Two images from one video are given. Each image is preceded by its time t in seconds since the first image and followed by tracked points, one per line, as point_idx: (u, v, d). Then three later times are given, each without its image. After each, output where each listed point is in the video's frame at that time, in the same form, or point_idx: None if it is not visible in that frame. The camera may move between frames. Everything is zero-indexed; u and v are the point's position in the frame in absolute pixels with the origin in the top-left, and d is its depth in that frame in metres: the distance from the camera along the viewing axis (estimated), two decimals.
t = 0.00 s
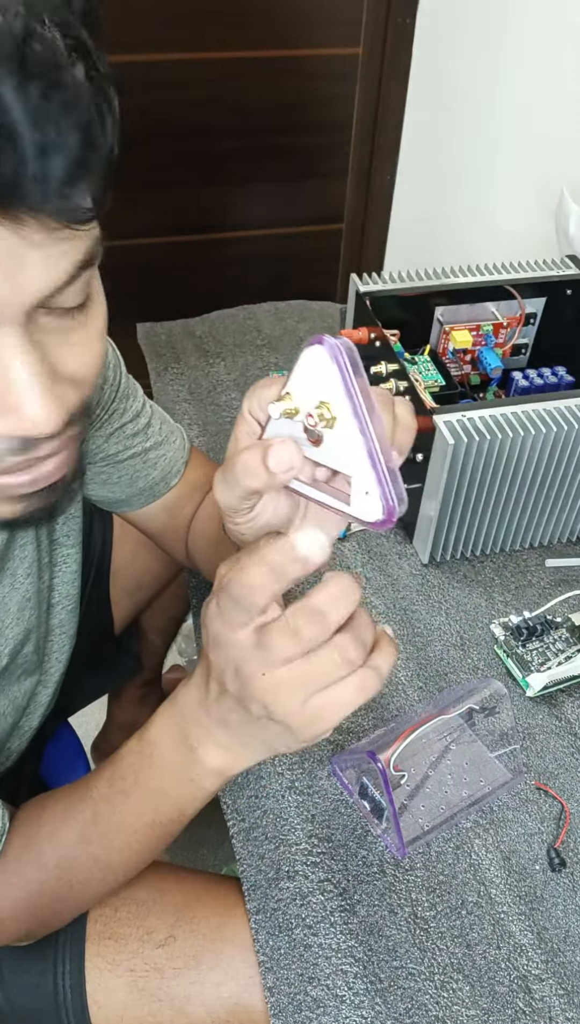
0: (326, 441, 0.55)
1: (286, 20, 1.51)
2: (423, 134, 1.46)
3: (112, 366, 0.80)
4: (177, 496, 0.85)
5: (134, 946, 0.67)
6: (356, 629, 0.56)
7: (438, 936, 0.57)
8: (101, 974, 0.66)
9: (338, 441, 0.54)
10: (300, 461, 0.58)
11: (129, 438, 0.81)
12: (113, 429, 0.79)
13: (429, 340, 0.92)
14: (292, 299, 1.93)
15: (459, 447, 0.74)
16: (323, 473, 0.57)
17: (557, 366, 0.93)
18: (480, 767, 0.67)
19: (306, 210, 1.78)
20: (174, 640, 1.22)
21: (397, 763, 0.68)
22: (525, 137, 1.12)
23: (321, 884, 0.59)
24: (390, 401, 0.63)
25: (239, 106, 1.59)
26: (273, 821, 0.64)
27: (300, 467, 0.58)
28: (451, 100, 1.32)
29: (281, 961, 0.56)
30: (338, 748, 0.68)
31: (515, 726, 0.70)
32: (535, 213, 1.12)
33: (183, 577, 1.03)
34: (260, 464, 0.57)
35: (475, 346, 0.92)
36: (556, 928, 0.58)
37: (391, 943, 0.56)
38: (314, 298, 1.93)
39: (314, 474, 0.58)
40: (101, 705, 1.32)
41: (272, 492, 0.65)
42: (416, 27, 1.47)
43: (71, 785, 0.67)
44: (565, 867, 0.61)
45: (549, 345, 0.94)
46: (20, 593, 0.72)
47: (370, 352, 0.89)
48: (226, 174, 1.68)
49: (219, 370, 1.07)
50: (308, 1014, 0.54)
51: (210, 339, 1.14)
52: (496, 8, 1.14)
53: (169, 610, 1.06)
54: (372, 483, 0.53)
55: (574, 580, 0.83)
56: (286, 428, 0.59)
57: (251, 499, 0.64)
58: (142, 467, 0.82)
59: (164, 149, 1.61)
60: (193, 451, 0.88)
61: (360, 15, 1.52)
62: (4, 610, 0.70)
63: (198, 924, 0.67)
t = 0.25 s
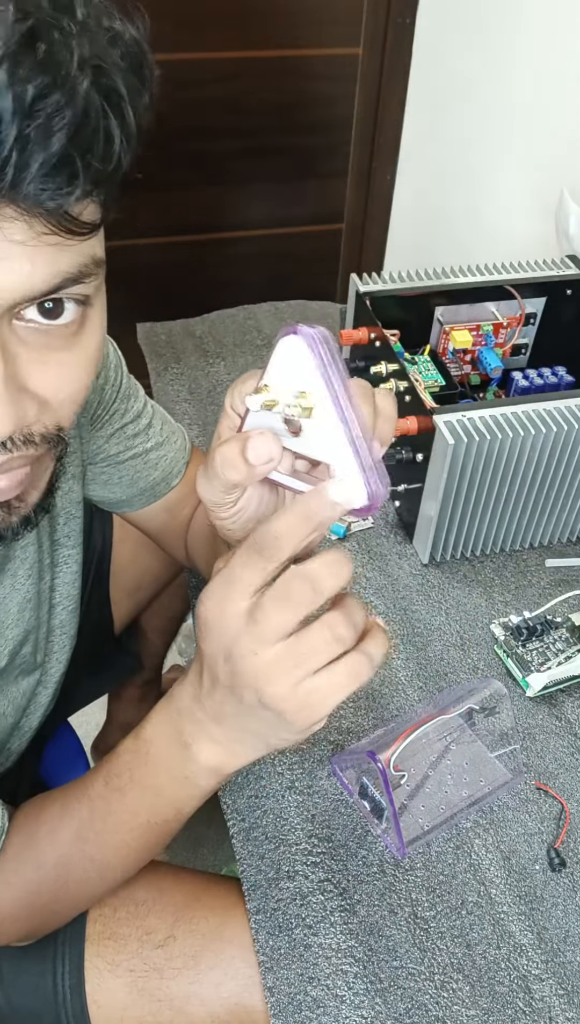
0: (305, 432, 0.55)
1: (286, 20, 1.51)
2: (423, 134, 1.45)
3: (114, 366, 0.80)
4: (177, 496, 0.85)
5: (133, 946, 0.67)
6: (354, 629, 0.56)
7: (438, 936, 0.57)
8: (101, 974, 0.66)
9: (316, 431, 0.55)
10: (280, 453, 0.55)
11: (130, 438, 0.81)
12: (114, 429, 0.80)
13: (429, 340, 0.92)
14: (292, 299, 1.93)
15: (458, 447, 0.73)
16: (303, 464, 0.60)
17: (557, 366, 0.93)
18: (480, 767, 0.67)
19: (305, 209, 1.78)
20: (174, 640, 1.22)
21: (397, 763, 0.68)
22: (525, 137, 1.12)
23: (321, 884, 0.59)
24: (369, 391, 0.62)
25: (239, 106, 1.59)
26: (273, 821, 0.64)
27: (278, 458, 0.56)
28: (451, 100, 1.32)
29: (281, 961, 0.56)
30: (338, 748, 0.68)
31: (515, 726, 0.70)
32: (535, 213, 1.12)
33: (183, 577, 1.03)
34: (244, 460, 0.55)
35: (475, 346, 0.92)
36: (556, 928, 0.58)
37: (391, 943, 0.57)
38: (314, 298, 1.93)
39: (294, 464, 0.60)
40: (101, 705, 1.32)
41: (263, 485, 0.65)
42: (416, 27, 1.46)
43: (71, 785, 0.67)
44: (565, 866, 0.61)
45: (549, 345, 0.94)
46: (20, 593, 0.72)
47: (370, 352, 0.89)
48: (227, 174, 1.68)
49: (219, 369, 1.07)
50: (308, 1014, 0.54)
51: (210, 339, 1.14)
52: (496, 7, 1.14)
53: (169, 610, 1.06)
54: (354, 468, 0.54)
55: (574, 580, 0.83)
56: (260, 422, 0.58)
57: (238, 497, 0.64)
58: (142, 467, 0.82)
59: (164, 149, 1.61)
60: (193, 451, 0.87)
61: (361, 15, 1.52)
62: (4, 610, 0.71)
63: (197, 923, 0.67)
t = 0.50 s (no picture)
0: (304, 433, 0.57)
1: (286, 20, 1.51)
2: (423, 134, 1.45)
3: (114, 366, 0.80)
4: (177, 496, 0.85)
5: (134, 946, 0.67)
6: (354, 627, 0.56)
7: (438, 936, 0.57)
8: (101, 973, 0.66)
9: (315, 431, 0.56)
10: (276, 454, 0.56)
11: (131, 438, 0.81)
12: (116, 429, 0.80)
13: (429, 340, 0.92)
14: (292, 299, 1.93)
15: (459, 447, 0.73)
16: (299, 465, 0.61)
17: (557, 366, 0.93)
18: (480, 767, 0.67)
19: (305, 209, 1.78)
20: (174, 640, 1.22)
21: (397, 763, 0.68)
22: (525, 137, 1.12)
23: (321, 884, 0.60)
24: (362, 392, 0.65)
25: (239, 106, 1.59)
26: (273, 821, 0.64)
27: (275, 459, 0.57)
28: (451, 100, 1.32)
29: (281, 961, 0.56)
30: (338, 748, 0.68)
31: (515, 726, 0.70)
32: (535, 212, 1.12)
33: (183, 577, 1.03)
34: (240, 461, 0.56)
35: (475, 346, 0.92)
36: (556, 928, 0.58)
37: (391, 943, 0.57)
38: (314, 298, 1.93)
39: (290, 464, 0.61)
40: (101, 704, 1.32)
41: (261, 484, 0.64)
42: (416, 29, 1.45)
43: (72, 785, 0.67)
44: (565, 867, 0.61)
45: (549, 345, 0.94)
46: (22, 592, 0.72)
47: (370, 352, 0.89)
48: (227, 174, 1.68)
49: (220, 369, 1.07)
50: (308, 1014, 0.54)
51: (210, 339, 1.14)
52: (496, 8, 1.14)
53: (169, 610, 1.06)
54: (353, 469, 0.55)
55: (574, 580, 0.83)
56: (262, 426, 0.60)
57: (236, 498, 0.64)
58: (144, 468, 0.82)
59: (164, 149, 1.61)
60: (193, 451, 0.87)
61: (360, 15, 1.52)
62: (7, 610, 0.71)
63: (198, 923, 0.67)
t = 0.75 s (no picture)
0: (297, 434, 0.57)
1: (285, 20, 1.51)
2: (423, 134, 1.45)
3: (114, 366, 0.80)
4: (177, 496, 0.85)
5: (134, 946, 0.67)
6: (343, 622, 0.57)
7: (438, 936, 0.57)
8: (101, 973, 0.66)
9: (308, 434, 0.56)
10: (273, 454, 0.57)
11: (131, 438, 0.81)
12: (119, 428, 0.80)
13: (429, 340, 0.92)
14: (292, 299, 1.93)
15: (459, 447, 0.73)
16: (299, 466, 0.60)
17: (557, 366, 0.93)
18: (480, 767, 0.67)
19: (306, 209, 1.78)
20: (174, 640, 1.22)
21: (397, 763, 0.68)
22: (525, 137, 1.12)
23: (322, 884, 0.59)
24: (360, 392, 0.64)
25: (240, 106, 1.60)
26: (273, 821, 0.64)
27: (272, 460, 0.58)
28: (451, 100, 1.32)
29: (281, 961, 0.56)
30: (338, 748, 0.68)
31: (515, 726, 0.70)
32: (535, 212, 1.12)
33: (183, 577, 1.03)
34: (238, 462, 0.58)
35: (475, 346, 0.92)
36: (556, 928, 0.58)
37: (391, 943, 0.56)
38: (315, 298, 1.93)
39: (290, 467, 0.60)
40: (101, 704, 1.32)
41: (258, 485, 0.64)
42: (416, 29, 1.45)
43: (72, 784, 0.67)
44: (565, 867, 0.61)
45: (549, 345, 0.94)
46: (22, 592, 0.72)
47: (370, 352, 0.89)
48: (227, 174, 1.68)
49: (220, 369, 1.07)
50: (308, 1014, 0.54)
51: (210, 339, 1.14)
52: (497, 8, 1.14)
53: (169, 610, 1.06)
54: (346, 474, 0.56)
55: (574, 580, 0.83)
56: (257, 426, 0.61)
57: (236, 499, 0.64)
58: (144, 470, 0.82)
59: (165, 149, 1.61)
60: (193, 451, 0.88)
61: (360, 15, 1.52)
62: (6, 610, 0.71)
63: (198, 923, 0.67)
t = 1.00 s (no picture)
0: (300, 444, 0.57)
1: (285, 19, 1.51)
2: (423, 134, 1.45)
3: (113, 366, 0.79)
4: (177, 496, 0.85)
5: (134, 946, 0.67)
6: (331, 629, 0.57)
7: (438, 936, 0.57)
8: (102, 973, 0.66)
9: (311, 443, 0.56)
10: (278, 464, 0.57)
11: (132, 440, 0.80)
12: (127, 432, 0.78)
13: (429, 340, 0.92)
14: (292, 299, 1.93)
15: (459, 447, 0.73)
16: (303, 476, 0.59)
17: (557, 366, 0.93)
18: (480, 767, 0.67)
19: (306, 209, 1.78)
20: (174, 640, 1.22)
21: (397, 763, 0.68)
22: (525, 137, 1.12)
23: (322, 884, 0.60)
24: (363, 406, 0.66)
25: (240, 106, 1.60)
26: (273, 821, 0.64)
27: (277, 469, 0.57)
28: (451, 100, 1.32)
29: (281, 961, 0.56)
30: (338, 748, 0.68)
31: (515, 726, 0.70)
32: (535, 212, 1.12)
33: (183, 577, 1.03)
34: (241, 471, 0.57)
35: (475, 346, 0.92)
36: (556, 928, 0.58)
37: (391, 943, 0.56)
38: (315, 298, 1.93)
39: (294, 477, 0.60)
40: (101, 704, 1.32)
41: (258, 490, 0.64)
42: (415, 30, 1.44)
43: (72, 784, 0.67)
44: (565, 867, 0.61)
45: (549, 345, 0.94)
46: (22, 592, 0.72)
47: (370, 352, 0.89)
48: (227, 174, 1.68)
49: (220, 369, 1.07)
50: (308, 1014, 0.54)
51: (210, 339, 1.14)
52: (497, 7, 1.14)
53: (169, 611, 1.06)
54: (350, 483, 0.56)
55: (574, 580, 0.83)
56: (260, 435, 0.60)
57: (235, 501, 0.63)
58: (144, 472, 0.82)
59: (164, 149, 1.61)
60: (193, 451, 0.88)
61: (360, 15, 1.52)
62: (6, 610, 0.70)
63: (199, 923, 0.67)
